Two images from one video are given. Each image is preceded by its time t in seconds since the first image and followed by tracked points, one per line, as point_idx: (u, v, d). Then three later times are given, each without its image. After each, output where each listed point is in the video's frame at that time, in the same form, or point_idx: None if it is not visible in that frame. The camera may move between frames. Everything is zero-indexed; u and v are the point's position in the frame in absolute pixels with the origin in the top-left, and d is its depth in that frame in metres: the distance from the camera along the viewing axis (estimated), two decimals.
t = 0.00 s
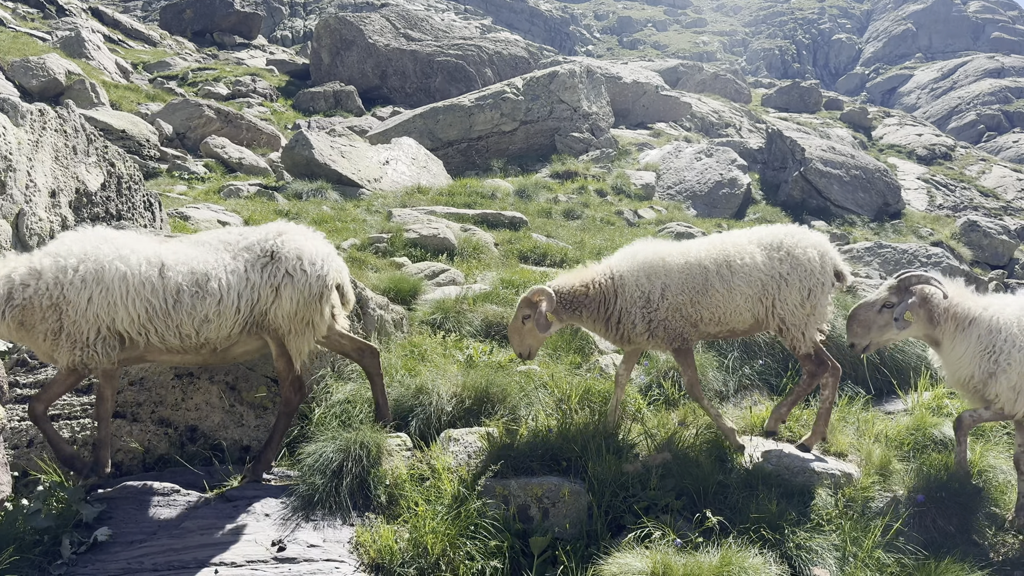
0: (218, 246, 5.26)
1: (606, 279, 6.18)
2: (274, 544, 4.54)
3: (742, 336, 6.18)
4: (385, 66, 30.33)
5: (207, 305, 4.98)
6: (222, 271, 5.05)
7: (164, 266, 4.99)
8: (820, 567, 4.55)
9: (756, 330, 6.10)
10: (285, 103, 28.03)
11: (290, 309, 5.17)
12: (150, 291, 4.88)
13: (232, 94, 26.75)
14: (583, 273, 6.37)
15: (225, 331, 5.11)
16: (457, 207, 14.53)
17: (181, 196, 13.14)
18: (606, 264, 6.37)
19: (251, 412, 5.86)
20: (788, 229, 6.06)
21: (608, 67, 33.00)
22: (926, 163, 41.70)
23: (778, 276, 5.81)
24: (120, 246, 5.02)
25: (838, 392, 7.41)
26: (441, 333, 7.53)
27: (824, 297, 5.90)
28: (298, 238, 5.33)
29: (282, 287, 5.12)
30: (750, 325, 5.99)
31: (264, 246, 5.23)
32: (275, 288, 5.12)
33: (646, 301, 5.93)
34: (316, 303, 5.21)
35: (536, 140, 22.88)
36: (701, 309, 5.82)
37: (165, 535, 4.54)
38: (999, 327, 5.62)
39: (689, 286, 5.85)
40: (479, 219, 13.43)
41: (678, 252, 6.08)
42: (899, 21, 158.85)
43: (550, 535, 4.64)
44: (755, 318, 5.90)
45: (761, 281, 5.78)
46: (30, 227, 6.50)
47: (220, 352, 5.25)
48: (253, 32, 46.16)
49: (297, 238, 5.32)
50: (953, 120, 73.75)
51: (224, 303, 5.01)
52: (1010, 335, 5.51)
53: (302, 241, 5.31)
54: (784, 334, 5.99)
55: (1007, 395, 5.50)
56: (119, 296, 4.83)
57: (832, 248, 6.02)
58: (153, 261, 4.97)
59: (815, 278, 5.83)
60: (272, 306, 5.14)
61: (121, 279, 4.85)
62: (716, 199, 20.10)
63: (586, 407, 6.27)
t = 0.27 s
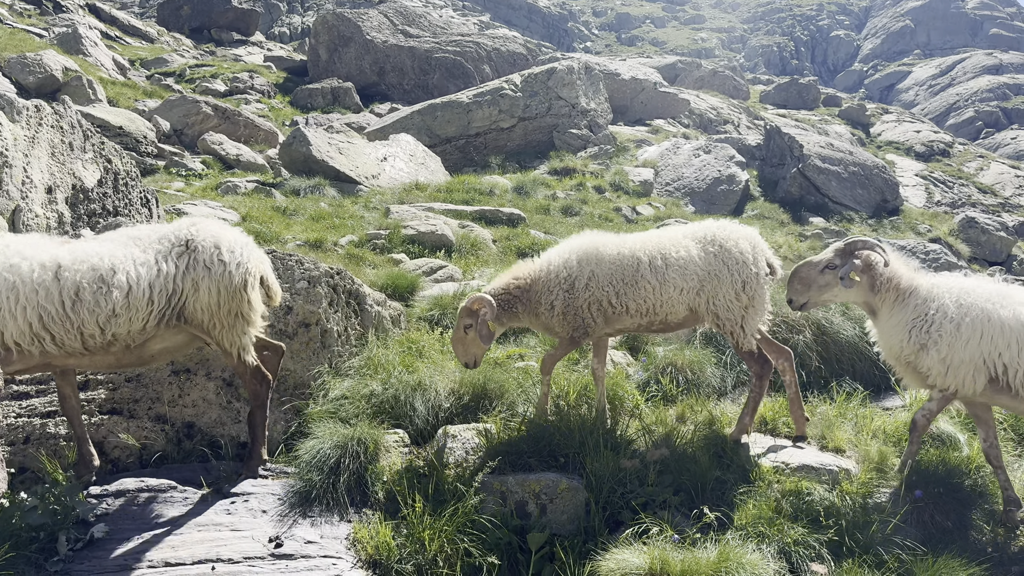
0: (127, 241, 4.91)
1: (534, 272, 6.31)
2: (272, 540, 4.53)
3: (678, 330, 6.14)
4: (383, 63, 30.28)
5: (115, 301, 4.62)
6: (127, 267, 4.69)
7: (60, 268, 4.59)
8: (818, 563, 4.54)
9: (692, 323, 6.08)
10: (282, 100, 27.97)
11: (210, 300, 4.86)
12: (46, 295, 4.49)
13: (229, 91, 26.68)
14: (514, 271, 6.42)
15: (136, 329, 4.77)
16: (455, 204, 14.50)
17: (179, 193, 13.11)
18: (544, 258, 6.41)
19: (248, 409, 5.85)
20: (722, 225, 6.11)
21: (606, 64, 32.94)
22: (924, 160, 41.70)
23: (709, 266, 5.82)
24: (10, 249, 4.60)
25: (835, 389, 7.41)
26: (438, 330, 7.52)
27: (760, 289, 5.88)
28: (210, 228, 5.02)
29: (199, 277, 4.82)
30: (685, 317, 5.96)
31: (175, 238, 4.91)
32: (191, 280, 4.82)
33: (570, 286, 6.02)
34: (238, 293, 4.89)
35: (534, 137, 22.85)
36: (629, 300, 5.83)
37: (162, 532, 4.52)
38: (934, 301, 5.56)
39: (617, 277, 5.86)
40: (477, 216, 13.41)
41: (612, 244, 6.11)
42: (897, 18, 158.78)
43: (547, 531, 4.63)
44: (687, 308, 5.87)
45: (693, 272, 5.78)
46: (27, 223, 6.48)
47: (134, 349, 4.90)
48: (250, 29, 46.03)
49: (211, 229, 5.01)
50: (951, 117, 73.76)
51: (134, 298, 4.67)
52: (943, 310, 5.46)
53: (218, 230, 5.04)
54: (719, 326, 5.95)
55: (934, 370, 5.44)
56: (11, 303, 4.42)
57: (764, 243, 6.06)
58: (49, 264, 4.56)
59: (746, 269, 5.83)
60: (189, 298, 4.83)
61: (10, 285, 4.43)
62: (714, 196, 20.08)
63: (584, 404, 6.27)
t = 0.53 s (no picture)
0: (25, 252, 4.68)
1: (482, 263, 6.36)
2: (270, 537, 4.53)
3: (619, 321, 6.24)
4: (381, 59, 30.24)
5: (11, 320, 4.43)
6: (25, 285, 4.50)
7: None
8: (817, 558, 4.53)
9: (633, 317, 6.17)
10: (280, 97, 27.92)
11: (115, 318, 4.75)
12: None
13: (227, 88, 26.62)
14: (459, 261, 6.51)
15: (33, 347, 4.61)
16: (453, 201, 14.49)
17: (176, 190, 13.09)
18: (492, 247, 6.51)
19: (246, 405, 5.84)
20: (668, 223, 6.10)
21: (604, 60, 32.90)
22: (923, 156, 41.72)
23: (651, 266, 5.87)
24: None
25: (834, 384, 7.41)
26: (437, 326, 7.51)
27: (698, 290, 5.92)
28: (115, 240, 4.88)
29: (103, 295, 4.69)
30: (625, 311, 6.05)
31: (78, 253, 4.73)
32: (94, 298, 4.69)
33: (516, 277, 6.11)
34: (145, 312, 4.78)
35: (533, 133, 22.82)
36: (571, 292, 5.92)
37: (161, 529, 4.52)
38: (862, 277, 5.80)
39: (560, 269, 5.95)
40: (476, 212, 13.39)
41: (558, 238, 6.16)
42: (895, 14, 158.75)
43: (546, 528, 4.62)
44: (628, 304, 5.94)
45: (635, 270, 5.83)
46: (24, 219, 6.46)
47: (29, 365, 4.73)
48: (248, 26, 45.95)
49: (116, 242, 4.86)
50: (950, 113, 73.77)
51: (32, 318, 4.50)
52: (872, 287, 5.70)
53: (122, 243, 4.88)
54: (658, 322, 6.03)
55: (867, 345, 5.68)
56: None
57: (703, 247, 6.11)
58: None
59: (684, 271, 5.88)
60: (92, 315, 4.72)
61: None
62: (712, 192, 20.07)
63: (583, 400, 6.27)
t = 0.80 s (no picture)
0: None
1: (426, 262, 6.00)
2: (268, 534, 4.52)
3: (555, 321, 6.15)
4: (379, 57, 30.23)
5: None
6: None
7: None
8: (815, 554, 4.53)
9: (567, 317, 6.11)
10: (279, 94, 27.89)
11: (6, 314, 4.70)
12: None
13: (225, 85, 26.58)
14: (399, 256, 6.11)
15: None
16: (452, 198, 14.48)
17: (174, 188, 13.07)
18: (429, 247, 6.20)
19: (244, 403, 5.86)
20: (598, 220, 6.11)
21: (603, 57, 32.86)
22: (922, 153, 41.73)
23: (584, 262, 5.82)
24: None
25: (833, 380, 7.40)
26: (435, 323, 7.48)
27: (629, 284, 5.93)
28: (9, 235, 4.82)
29: None
30: (561, 311, 5.97)
31: None
32: None
33: (461, 281, 5.83)
34: (37, 307, 4.75)
35: (531, 130, 22.80)
36: (514, 293, 5.76)
37: (159, 527, 4.52)
38: (792, 258, 5.91)
39: (503, 269, 5.78)
40: (474, 210, 13.38)
41: (494, 238, 6.03)
42: (893, 11, 158.68)
43: (545, 525, 4.62)
44: (564, 303, 5.87)
45: (569, 267, 5.78)
46: (21, 217, 6.45)
47: None
48: (246, 23, 45.90)
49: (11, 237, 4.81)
50: (949, 110, 73.75)
51: None
52: (801, 268, 5.80)
53: (17, 238, 4.82)
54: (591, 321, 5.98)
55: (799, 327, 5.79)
56: None
57: (636, 241, 6.09)
58: None
59: (620, 267, 5.88)
60: None
61: None
62: (711, 188, 20.07)
63: (581, 397, 6.27)
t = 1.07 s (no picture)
0: None
1: (361, 258, 5.83)
2: (268, 532, 4.52)
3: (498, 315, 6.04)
4: (378, 55, 30.22)
5: None
6: None
7: None
8: (815, 552, 4.53)
9: (510, 308, 5.99)
10: (278, 93, 27.86)
11: None
12: None
13: (224, 84, 26.54)
14: (336, 252, 5.91)
15: None
16: (452, 196, 14.48)
17: (173, 187, 13.06)
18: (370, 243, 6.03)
19: (244, 401, 5.85)
20: (536, 210, 6.00)
21: (602, 55, 32.82)
22: (921, 150, 41.72)
23: (523, 253, 5.72)
24: None
25: (833, 377, 7.40)
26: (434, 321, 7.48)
27: (568, 274, 5.83)
28: None
29: None
30: (502, 304, 5.87)
31: None
32: None
33: (395, 278, 5.67)
34: None
35: (530, 128, 22.79)
36: (450, 289, 5.62)
37: (159, 526, 4.51)
38: (728, 237, 6.06)
39: (438, 266, 5.63)
40: (473, 208, 13.36)
41: (435, 233, 5.89)
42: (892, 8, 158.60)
43: (545, 523, 4.62)
44: (502, 294, 5.75)
45: (508, 259, 5.66)
46: (20, 216, 6.45)
47: None
48: (245, 21, 45.85)
49: None
50: (948, 107, 73.72)
51: None
52: (737, 245, 5.96)
53: None
54: (532, 313, 5.85)
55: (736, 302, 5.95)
56: None
57: (575, 230, 6.03)
58: None
59: (557, 257, 5.77)
60: None
61: None
62: (711, 186, 20.06)
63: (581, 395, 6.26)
